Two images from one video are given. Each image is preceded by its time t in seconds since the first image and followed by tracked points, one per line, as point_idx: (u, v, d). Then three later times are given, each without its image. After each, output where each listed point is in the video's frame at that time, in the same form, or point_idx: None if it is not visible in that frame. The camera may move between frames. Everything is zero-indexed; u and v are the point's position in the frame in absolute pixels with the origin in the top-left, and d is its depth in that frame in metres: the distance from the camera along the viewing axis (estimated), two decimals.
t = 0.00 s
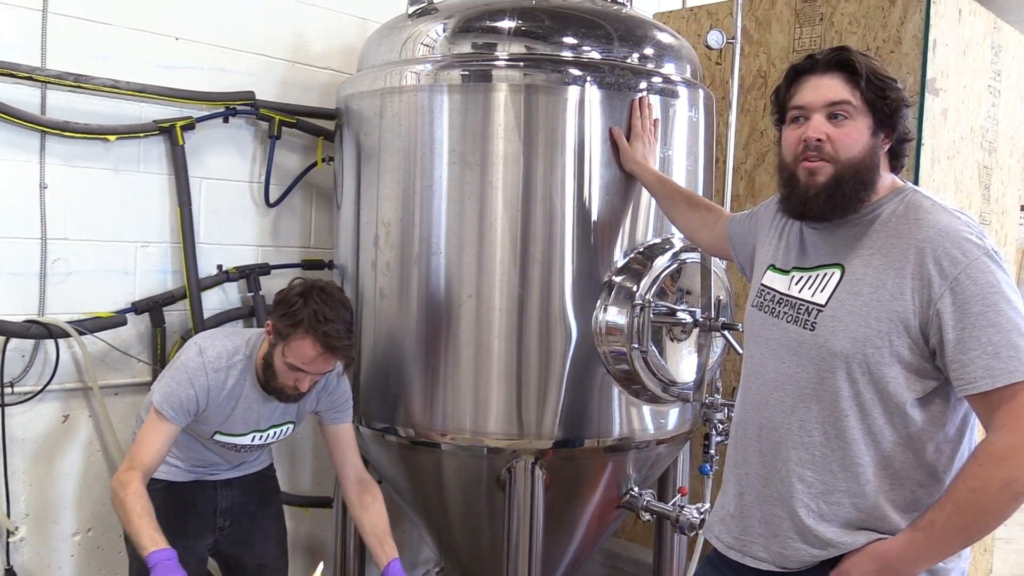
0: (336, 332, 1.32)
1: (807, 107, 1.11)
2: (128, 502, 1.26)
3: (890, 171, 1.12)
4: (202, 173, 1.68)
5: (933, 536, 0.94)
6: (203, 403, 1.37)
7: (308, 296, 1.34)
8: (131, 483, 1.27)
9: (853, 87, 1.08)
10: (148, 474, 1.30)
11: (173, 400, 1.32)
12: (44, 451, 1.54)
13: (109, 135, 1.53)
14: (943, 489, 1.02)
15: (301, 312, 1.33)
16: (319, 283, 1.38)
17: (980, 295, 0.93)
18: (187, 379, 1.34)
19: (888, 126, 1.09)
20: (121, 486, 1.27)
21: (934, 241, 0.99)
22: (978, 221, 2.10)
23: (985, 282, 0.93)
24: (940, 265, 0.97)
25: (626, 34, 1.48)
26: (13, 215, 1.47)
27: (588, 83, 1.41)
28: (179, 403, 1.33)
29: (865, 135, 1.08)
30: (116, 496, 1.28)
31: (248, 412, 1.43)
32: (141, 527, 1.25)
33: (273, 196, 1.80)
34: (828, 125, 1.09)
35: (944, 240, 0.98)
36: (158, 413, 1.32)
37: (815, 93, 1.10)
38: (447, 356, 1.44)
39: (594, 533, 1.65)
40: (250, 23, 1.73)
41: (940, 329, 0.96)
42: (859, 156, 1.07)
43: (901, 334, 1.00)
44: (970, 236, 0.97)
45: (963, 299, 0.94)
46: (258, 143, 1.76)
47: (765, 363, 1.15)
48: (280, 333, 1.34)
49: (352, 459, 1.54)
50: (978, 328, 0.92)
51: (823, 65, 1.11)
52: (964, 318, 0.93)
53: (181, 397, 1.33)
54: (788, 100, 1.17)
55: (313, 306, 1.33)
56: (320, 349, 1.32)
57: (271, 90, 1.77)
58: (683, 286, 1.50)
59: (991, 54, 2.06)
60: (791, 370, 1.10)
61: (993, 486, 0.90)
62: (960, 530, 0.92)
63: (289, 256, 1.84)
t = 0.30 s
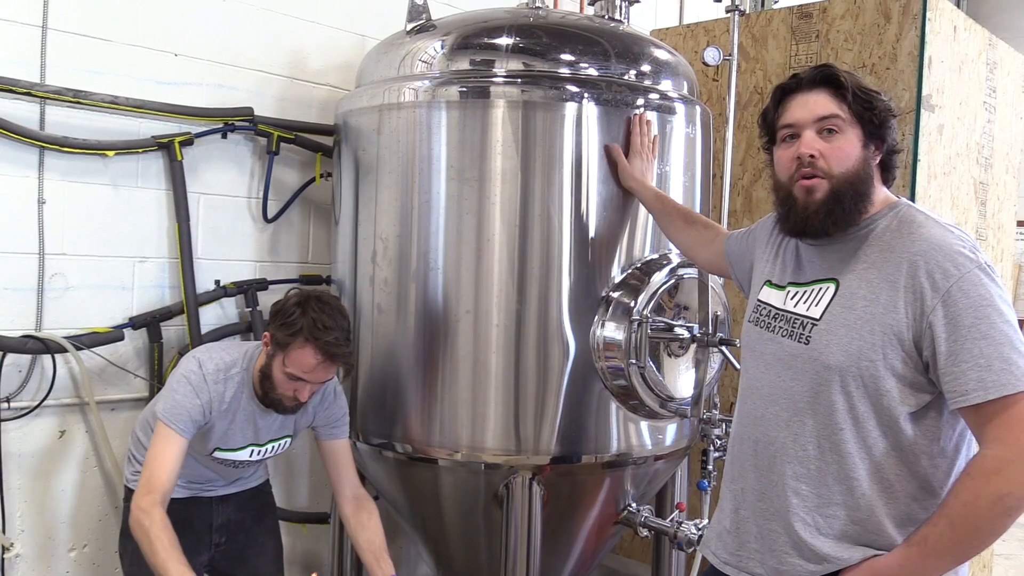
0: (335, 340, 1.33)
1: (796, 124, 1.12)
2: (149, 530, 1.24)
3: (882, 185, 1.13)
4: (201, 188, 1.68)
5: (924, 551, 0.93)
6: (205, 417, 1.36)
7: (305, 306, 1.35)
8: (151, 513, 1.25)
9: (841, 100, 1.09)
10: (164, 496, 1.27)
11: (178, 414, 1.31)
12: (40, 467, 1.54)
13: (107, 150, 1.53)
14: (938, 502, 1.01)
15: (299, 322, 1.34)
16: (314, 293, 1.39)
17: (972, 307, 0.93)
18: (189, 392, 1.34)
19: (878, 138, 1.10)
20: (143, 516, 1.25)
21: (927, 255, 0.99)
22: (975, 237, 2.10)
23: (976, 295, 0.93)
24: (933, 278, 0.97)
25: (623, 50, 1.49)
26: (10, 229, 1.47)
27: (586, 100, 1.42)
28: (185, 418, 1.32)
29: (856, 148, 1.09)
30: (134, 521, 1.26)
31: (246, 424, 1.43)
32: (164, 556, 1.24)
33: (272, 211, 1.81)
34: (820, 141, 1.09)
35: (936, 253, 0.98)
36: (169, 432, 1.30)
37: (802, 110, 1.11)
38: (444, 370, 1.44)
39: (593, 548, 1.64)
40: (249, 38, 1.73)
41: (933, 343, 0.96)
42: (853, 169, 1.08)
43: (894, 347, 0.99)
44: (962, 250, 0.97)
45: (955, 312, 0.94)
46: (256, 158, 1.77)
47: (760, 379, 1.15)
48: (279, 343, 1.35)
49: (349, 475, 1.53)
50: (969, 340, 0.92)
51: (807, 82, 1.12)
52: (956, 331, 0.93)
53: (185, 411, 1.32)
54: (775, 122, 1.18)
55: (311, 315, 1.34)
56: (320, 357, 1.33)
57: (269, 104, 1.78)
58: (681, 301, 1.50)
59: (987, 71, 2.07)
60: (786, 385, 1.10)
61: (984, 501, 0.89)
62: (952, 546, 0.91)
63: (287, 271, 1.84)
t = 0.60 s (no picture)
0: (344, 344, 1.35)
1: (787, 133, 1.12)
2: (167, 537, 1.25)
3: (875, 190, 1.13)
4: (198, 194, 1.68)
5: (920, 556, 0.93)
6: (210, 423, 1.36)
7: (313, 312, 1.36)
8: (169, 521, 1.26)
9: (830, 107, 1.09)
10: (178, 504, 1.28)
11: (185, 420, 1.31)
12: (36, 473, 1.54)
13: (105, 156, 1.53)
14: (935, 507, 1.01)
15: (307, 328, 1.35)
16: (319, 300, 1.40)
17: (967, 312, 0.93)
18: (193, 398, 1.34)
19: (869, 143, 1.10)
20: (160, 526, 1.25)
21: (922, 260, 0.99)
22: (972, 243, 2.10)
23: (971, 300, 0.93)
24: (928, 283, 0.97)
25: (620, 57, 1.50)
26: (8, 235, 1.46)
27: (584, 106, 1.42)
28: (192, 425, 1.32)
29: (848, 153, 1.09)
30: (149, 530, 1.26)
31: (249, 430, 1.43)
32: (183, 561, 1.25)
33: (269, 217, 1.81)
34: (810, 148, 1.10)
35: (931, 257, 0.98)
36: (178, 438, 1.30)
37: (793, 118, 1.11)
38: (442, 375, 1.44)
39: (591, 554, 1.64)
40: (248, 45, 1.74)
41: (928, 348, 0.96)
42: (844, 176, 1.08)
43: (891, 352, 1.00)
44: (957, 254, 0.97)
45: (950, 317, 0.94)
46: (254, 165, 1.77)
47: (757, 385, 1.15)
48: (286, 347, 1.35)
49: (349, 483, 1.53)
50: (964, 344, 0.92)
51: (796, 91, 1.12)
52: (951, 335, 0.93)
53: (191, 417, 1.32)
54: (766, 131, 1.18)
55: (319, 321, 1.35)
56: (330, 361, 1.35)
57: (268, 110, 1.78)
58: (679, 306, 1.50)
59: (983, 77, 2.07)
60: (782, 390, 1.10)
61: (980, 504, 0.89)
62: (948, 550, 0.91)
63: (285, 277, 1.84)
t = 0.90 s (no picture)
0: (351, 357, 1.35)
1: (783, 141, 1.13)
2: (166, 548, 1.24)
3: (871, 199, 1.13)
4: (198, 203, 1.68)
5: (919, 564, 0.93)
6: (213, 435, 1.36)
7: (321, 325, 1.36)
8: (169, 531, 1.25)
9: (826, 116, 1.10)
10: (180, 514, 1.27)
11: (188, 431, 1.31)
12: (35, 482, 1.53)
13: (106, 165, 1.54)
14: (935, 515, 1.01)
15: (315, 341, 1.35)
16: (328, 312, 1.40)
17: (964, 320, 0.93)
18: (197, 409, 1.34)
19: (865, 152, 1.11)
20: (160, 536, 1.25)
21: (918, 268, 0.99)
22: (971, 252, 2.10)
23: (968, 308, 0.93)
24: (925, 291, 0.97)
25: (620, 66, 1.50)
26: (8, 243, 1.47)
27: (584, 116, 1.42)
28: (196, 436, 1.31)
29: (844, 162, 1.09)
30: (149, 540, 1.26)
31: (253, 442, 1.43)
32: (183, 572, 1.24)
33: (269, 226, 1.81)
34: (807, 156, 1.10)
35: (928, 266, 0.98)
36: (181, 449, 1.30)
37: (790, 127, 1.12)
38: (441, 383, 1.44)
39: (591, 563, 1.64)
40: (248, 54, 1.74)
41: (926, 356, 0.96)
42: (841, 184, 1.08)
43: (888, 360, 1.00)
44: (954, 263, 0.98)
45: (947, 325, 0.94)
46: (254, 174, 1.77)
47: (756, 394, 1.15)
48: (294, 360, 1.35)
49: (351, 494, 1.54)
50: (962, 352, 0.92)
51: (792, 100, 1.13)
52: (948, 343, 0.93)
53: (195, 428, 1.32)
54: (763, 139, 1.19)
55: (328, 335, 1.35)
56: (338, 374, 1.35)
57: (268, 119, 1.78)
58: (679, 315, 1.50)
59: (982, 87, 2.08)
60: (780, 400, 1.10)
61: (980, 512, 0.89)
62: (948, 559, 0.91)
63: (285, 286, 1.84)
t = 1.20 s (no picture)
0: (353, 365, 1.35)
1: (780, 146, 1.13)
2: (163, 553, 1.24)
3: (869, 203, 1.13)
4: (197, 206, 1.68)
5: (915, 569, 0.93)
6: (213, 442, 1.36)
7: (324, 333, 1.36)
8: (167, 537, 1.24)
9: (822, 121, 1.10)
10: (177, 520, 1.27)
11: (188, 438, 1.31)
12: (32, 486, 1.53)
13: (104, 169, 1.54)
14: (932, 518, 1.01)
15: (317, 349, 1.35)
16: (330, 319, 1.40)
17: (961, 323, 0.93)
18: (197, 415, 1.34)
19: (862, 156, 1.11)
20: (157, 541, 1.24)
21: (915, 271, 0.99)
22: (969, 256, 2.11)
23: (965, 311, 0.93)
24: (922, 295, 0.97)
25: (618, 70, 1.50)
26: (6, 246, 1.47)
27: (582, 120, 1.43)
28: (195, 442, 1.31)
29: (841, 166, 1.10)
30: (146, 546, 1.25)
31: (254, 447, 1.43)
32: None
33: (268, 229, 1.81)
34: (803, 160, 1.10)
35: (925, 269, 0.99)
36: (180, 455, 1.30)
37: (786, 131, 1.12)
38: (438, 386, 1.44)
39: (589, 566, 1.64)
40: (246, 57, 1.74)
41: (922, 359, 0.96)
42: (838, 189, 1.08)
43: (885, 363, 1.00)
44: (950, 266, 0.98)
45: (943, 328, 0.94)
46: (253, 177, 1.77)
47: (753, 398, 1.15)
48: (296, 367, 1.35)
49: (353, 499, 1.53)
50: (958, 355, 0.92)
51: (789, 106, 1.13)
52: (945, 346, 0.93)
53: (195, 434, 1.32)
54: (760, 143, 1.19)
55: (330, 343, 1.35)
56: (339, 383, 1.35)
57: (266, 122, 1.78)
58: (677, 319, 1.50)
59: (980, 91, 2.08)
60: (778, 403, 1.10)
61: (977, 516, 0.89)
62: (946, 563, 0.91)
63: (283, 289, 1.84)
